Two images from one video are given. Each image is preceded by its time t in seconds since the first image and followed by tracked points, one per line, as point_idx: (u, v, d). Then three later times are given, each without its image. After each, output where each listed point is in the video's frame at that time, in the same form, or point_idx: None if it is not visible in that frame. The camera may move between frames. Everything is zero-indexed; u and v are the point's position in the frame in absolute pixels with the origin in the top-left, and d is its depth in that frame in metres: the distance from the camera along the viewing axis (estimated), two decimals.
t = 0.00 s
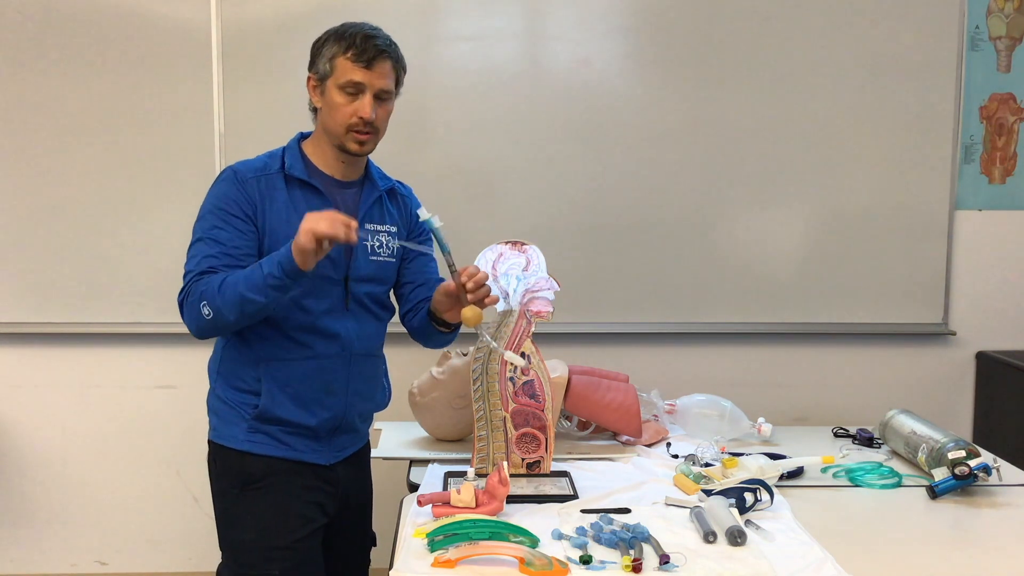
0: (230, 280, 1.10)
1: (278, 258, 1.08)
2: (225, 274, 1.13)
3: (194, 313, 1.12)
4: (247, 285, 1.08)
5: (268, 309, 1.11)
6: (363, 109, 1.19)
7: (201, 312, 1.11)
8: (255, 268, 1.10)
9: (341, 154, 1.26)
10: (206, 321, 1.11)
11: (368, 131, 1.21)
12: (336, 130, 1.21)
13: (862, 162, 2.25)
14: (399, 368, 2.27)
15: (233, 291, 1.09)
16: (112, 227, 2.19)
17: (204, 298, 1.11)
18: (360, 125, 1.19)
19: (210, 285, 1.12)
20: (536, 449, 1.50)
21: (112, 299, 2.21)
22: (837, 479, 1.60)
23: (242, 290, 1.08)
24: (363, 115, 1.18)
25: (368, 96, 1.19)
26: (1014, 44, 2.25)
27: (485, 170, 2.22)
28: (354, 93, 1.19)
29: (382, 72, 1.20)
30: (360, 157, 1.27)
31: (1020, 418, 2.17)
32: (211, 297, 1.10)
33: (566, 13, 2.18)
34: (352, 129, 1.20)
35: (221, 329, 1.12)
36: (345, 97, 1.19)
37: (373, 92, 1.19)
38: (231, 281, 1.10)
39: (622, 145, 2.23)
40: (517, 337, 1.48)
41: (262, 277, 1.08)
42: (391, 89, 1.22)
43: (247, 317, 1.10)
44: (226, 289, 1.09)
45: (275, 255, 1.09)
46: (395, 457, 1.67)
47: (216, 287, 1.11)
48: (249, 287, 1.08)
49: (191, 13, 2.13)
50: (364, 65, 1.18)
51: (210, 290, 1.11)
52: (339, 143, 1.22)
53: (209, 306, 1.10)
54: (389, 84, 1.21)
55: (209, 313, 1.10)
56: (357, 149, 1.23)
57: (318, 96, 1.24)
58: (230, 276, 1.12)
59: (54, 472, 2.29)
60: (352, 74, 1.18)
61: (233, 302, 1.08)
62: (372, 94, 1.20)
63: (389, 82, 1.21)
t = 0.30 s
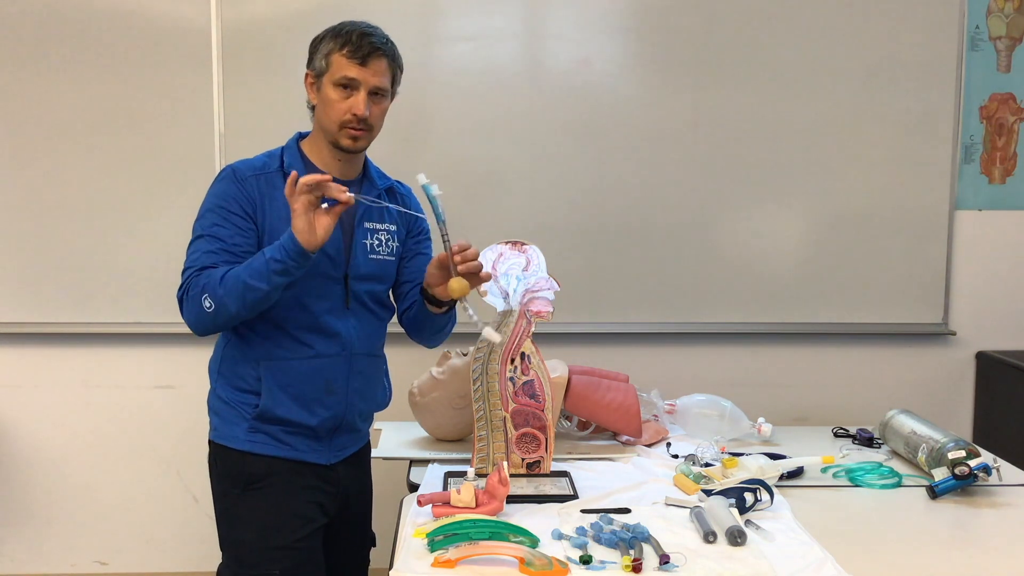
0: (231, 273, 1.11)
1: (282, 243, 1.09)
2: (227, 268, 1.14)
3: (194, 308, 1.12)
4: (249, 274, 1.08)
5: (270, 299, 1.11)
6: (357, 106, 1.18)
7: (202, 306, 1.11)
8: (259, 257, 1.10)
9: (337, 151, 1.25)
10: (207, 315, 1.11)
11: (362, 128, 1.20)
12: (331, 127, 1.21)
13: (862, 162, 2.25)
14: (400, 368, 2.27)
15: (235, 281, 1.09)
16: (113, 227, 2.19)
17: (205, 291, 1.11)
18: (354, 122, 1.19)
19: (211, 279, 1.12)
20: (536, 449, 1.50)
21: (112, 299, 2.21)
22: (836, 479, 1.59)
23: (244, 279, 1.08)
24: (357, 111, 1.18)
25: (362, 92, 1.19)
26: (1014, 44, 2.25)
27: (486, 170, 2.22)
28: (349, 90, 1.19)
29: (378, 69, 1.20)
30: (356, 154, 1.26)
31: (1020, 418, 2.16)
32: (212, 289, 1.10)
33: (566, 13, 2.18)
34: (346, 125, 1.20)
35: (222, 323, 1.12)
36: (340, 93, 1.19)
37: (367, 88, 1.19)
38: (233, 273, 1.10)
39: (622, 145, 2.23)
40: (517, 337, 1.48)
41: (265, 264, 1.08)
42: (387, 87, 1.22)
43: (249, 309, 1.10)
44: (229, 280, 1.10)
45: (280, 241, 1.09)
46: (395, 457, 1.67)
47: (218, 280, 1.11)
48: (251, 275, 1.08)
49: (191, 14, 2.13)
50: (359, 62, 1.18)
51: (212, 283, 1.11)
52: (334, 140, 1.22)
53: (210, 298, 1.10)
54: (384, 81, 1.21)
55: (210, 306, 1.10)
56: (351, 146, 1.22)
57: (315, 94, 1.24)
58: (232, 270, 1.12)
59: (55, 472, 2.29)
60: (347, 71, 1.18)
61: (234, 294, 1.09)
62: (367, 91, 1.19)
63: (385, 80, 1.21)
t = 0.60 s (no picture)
0: (259, 301, 1.12)
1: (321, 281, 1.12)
2: (247, 289, 1.14)
3: (213, 329, 1.13)
4: (283, 307, 1.11)
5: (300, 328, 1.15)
6: (363, 116, 1.18)
7: (225, 329, 1.12)
8: (293, 288, 1.13)
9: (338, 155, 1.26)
10: (231, 336, 1.13)
11: (367, 136, 1.21)
12: (335, 135, 1.20)
13: (862, 162, 2.25)
14: (399, 368, 2.27)
15: (265, 312, 1.11)
16: (112, 227, 2.19)
17: (229, 315, 1.12)
18: (360, 130, 1.20)
19: (235, 302, 1.12)
20: (536, 449, 1.50)
21: (112, 299, 2.21)
22: (836, 479, 1.59)
23: (278, 313, 1.11)
24: (363, 121, 1.18)
25: (367, 102, 1.19)
26: (1014, 44, 2.24)
27: (486, 170, 2.22)
28: (353, 100, 1.18)
29: (381, 77, 1.19)
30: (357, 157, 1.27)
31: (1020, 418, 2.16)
32: (238, 315, 1.12)
33: (566, 13, 2.18)
34: (351, 134, 1.20)
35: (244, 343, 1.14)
36: (344, 102, 1.18)
37: (372, 97, 1.19)
38: (262, 301, 1.12)
39: (622, 145, 2.23)
40: (517, 337, 1.48)
41: (300, 301, 1.12)
42: (388, 92, 1.22)
43: (278, 334, 1.14)
44: (257, 309, 1.11)
45: (320, 280, 1.12)
46: (395, 457, 1.67)
47: (242, 305, 1.12)
48: (284, 309, 1.12)
49: (191, 13, 2.13)
50: (363, 72, 1.17)
51: (235, 307, 1.12)
52: (338, 147, 1.22)
53: (235, 322, 1.12)
54: (386, 88, 1.20)
55: (235, 330, 1.12)
56: (355, 153, 1.23)
57: (312, 97, 1.22)
58: (255, 293, 1.14)
59: (54, 472, 2.29)
60: (352, 81, 1.17)
61: (266, 324, 1.11)
62: (371, 100, 1.19)
63: (387, 87, 1.20)
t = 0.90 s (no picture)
0: (296, 327, 1.13)
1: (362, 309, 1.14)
2: (281, 314, 1.14)
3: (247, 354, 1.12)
4: (323, 334, 1.12)
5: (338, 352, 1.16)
6: (363, 124, 1.19)
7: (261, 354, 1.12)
8: (330, 314, 1.14)
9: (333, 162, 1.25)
10: (268, 361, 1.13)
11: (365, 143, 1.22)
12: (334, 144, 1.20)
13: (862, 162, 2.25)
14: (399, 368, 2.28)
15: (306, 339, 1.12)
16: (112, 227, 2.19)
17: (266, 341, 1.12)
18: (360, 138, 1.20)
19: (272, 329, 1.12)
20: (536, 449, 1.50)
21: (112, 299, 2.22)
22: (836, 479, 1.59)
23: (320, 341, 1.13)
24: (364, 130, 1.19)
25: (366, 110, 1.19)
26: (1014, 44, 2.24)
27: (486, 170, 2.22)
28: (351, 109, 1.18)
29: (376, 84, 1.19)
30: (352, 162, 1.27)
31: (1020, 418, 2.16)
32: (277, 341, 1.12)
33: (566, 14, 2.18)
34: (351, 142, 1.20)
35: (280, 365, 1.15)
36: (342, 113, 1.18)
37: (369, 105, 1.19)
38: (300, 328, 1.13)
39: (622, 145, 2.23)
40: (517, 337, 1.48)
41: (343, 329, 1.13)
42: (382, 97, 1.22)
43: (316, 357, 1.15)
44: (298, 336, 1.12)
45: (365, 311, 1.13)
46: (395, 457, 1.67)
47: (280, 331, 1.12)
48: (326, 337, 1.13)
49: (191, 13, 2.13)
50: (360, 81, 1.16)
51: (272, 334, 1.12)
52: (337, 156, 1.22)
53: (271, 348, 1.12)
54: (381, 94, 1.20)
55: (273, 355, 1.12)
56: (354, 160, 1.23)
57: (303, 106, 1.20)
58: (291, 319, 1.14)
59: (54, 472, 2.29)
60: (351, 91, 1.16)
61: (305, 349, 1.12)
62: (370, 107, 1.19)
63: (382, 92, 1.20)
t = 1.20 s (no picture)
0: (347, 339, 1.17)
1: (409, 318, 1.20)
2: (327, 328, 1.16)
3: (300, 370, 1.14)
4: (374, 344, 1.18)
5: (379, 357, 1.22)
6: (363, 117, 1.19)
7: (314, 369, 1.15)
8: (377, 323, 1.19)
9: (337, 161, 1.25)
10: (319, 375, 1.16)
11: (367, 138, 1.21)
12: (334, 139, 1.20)
13: (862, 162, 2.25)
14: (399, 368, 2.27)
15: (356, 350, 1.16)
16: (112, 226, 2.19)
17: (320, 356, 1.15)
18: (359, 132, 1.19)
19: (325, 343, 1.15)
20: (536, 449, 1.50)
21: (111, 299, 2.21)
22: (836, 479, 1.59)
23: (370, 351, 1.17)
24: (363, 122, 1.18)
25: (366, 102, 1.19)
26: (1014, 44, 2.24)
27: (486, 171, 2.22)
28: (352, 101, 1.18)
29: (378, 76, 1.19)
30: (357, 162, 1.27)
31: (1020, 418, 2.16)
32: (331, 355, 1.15)
33: (566, 14, 2.18)
34: (351, 136, 1.20)
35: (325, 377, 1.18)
36: (343, 105, 1.18)
37: (370, 97, 1.19)
38: (350, 340, 1.16)
39: (622, 145, 2.23)
40: (517, 337, 1.48)
41: (392, 337, 1.19)
42: (386, 91, 1.22)
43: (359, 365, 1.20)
44: (351, 348, 1.16)
45: (411, 319, 1.20)
46: (394, 456, 1.67)
47: (334, 344, 1.15)
48: (376, 346, 1.18)
49: (190, 13, 2.13)
50: (361, 72, 1.17)
51: (327, 348, 1.14)
52: (339, 153, 1.22)
53: (326, 362, 1.15)
54: (384, 87, 1.21)
55: (325, 369, 1.15)
56: (357, 158, 1.23)
57: (306, 104, 1.21)
58: (338, 331, 1.17)
59: (54, 472, 2.29)
60: (350, 82, 1.16)
61: (358, 359, 1.17)
62: (370, 100, 1.19)
63: (385, 85, 1.20)
